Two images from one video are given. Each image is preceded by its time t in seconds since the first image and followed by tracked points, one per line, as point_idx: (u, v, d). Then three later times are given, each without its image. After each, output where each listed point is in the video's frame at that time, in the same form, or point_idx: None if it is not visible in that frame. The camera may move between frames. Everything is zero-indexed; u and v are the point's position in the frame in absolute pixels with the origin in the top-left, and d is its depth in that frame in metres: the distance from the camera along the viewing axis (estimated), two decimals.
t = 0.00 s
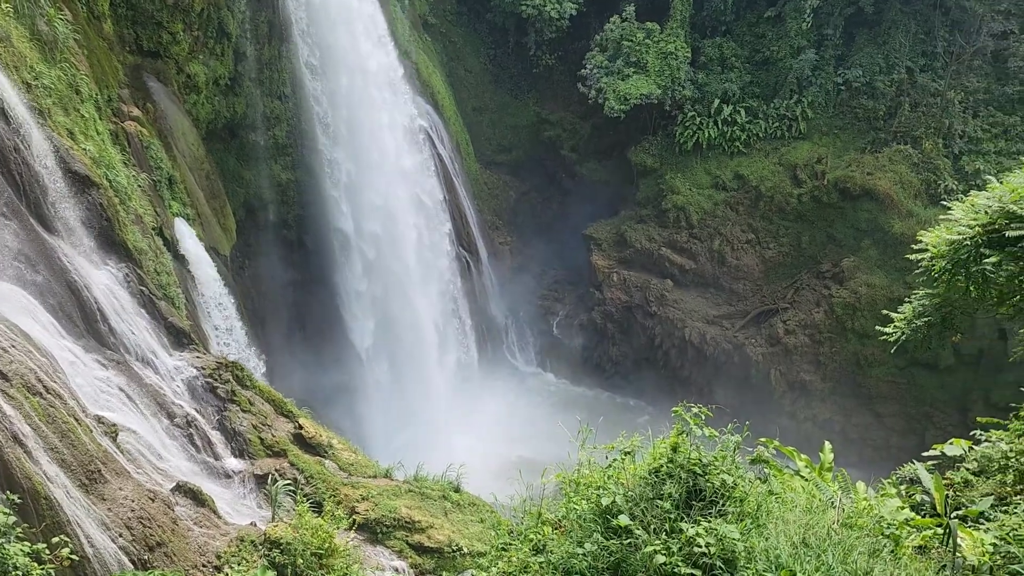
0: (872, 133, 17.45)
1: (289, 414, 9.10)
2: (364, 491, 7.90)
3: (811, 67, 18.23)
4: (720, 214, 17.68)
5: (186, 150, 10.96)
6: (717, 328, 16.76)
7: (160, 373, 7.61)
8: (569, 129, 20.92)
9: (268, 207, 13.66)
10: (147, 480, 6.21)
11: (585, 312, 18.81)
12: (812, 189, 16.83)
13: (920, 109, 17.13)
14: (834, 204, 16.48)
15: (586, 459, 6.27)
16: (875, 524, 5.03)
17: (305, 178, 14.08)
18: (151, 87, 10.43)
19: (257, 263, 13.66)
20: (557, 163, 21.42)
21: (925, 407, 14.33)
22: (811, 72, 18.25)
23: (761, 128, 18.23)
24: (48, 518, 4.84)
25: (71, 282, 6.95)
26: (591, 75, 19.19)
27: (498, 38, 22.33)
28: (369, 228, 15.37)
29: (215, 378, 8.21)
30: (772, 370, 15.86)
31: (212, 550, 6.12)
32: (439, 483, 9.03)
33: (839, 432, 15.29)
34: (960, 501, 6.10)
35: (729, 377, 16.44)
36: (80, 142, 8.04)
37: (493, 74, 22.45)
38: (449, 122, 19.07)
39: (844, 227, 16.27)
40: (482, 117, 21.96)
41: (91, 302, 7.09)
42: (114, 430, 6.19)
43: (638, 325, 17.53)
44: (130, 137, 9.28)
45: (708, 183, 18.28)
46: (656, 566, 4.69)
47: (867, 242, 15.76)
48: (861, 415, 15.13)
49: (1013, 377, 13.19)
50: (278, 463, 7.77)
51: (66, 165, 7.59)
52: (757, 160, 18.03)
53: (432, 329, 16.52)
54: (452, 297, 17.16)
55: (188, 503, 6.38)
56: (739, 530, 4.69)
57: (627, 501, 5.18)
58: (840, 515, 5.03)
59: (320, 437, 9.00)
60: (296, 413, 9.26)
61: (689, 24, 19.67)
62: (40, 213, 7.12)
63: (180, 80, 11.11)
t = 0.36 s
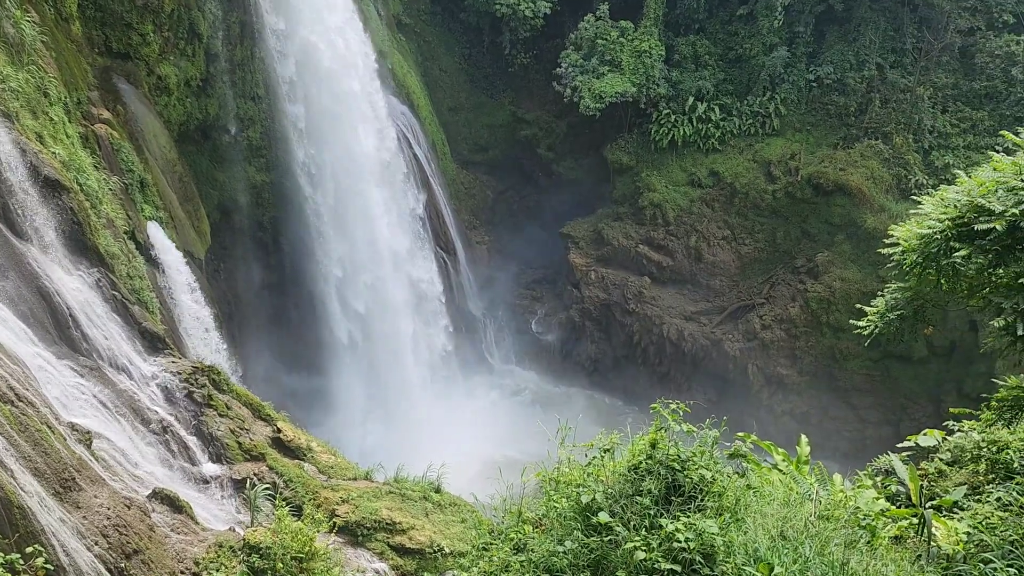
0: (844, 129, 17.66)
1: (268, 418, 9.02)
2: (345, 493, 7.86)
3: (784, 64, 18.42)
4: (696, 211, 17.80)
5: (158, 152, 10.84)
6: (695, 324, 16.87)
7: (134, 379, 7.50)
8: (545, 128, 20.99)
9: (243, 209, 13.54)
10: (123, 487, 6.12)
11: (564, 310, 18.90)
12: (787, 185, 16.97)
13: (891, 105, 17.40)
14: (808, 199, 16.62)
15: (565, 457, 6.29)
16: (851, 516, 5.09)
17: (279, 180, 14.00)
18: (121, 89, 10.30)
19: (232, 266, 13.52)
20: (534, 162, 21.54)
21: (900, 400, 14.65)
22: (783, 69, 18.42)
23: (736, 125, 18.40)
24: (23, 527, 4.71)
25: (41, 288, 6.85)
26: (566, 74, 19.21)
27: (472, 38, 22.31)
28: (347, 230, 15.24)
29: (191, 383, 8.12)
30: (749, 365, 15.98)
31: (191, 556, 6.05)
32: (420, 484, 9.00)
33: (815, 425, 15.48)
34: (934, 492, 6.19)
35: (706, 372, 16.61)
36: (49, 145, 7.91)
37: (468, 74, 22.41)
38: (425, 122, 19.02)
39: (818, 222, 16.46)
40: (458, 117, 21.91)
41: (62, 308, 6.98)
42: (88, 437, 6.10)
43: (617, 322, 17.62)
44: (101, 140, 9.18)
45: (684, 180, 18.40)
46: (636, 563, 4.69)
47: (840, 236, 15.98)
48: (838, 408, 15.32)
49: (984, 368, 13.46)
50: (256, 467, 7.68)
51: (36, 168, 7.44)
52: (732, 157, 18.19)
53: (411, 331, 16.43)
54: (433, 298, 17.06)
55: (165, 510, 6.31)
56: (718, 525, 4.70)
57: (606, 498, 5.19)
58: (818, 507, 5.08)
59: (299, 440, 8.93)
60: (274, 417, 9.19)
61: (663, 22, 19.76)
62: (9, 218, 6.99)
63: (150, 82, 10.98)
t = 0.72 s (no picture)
0: (827, 128, 17.79)
1: (255, 422, 8.97)
2: (333, 497, 7.82)
3: (767, 63, 18.45)
4: (682, 210, 17.87)
5: (141, 155, 10.79)
6: (682, 323, 16.92)
7: (119, 384, 7.44)
8: (531, 128, 21.04)
9: (227, 212, 13.47)
10: (108, 493, 6.06)
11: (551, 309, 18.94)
12: (772, 184, 17.05)
13: (873, 104, 17.59)
14: (792, 198, 16.76)
15: (554, 457, 6.29)
16: (838, 513, 5.11)
17: (264, 182, 13.92)
18: (103, 92, 10.23)
19: (216, 269, 13.40)
20: (521, 163, 21.54)
21: (884, 397, 14.75)
22: (766, 68, 18.47)
23: (720, 125, 18.43)
24: (6, 534, 4.61)
25: (24, 294, 6.79)
26: (551, 74, 19.23)
27: (457, 39, 22.29)
28: (331, 232, 15.23)
29: (177, 388, 8.07)
30: (736, 364, 16.03)
31: (178, 561, 6.01)
32: (408, 486, 8.98)
33: (802, 423, 15.53)
34: (920, 487, 6.24)
35: (693, 371, 16.68)
36: (31, 149, 7.84)
37: (453, 74, 22.39)
38: (410, 123, 18.99)
39: (802, 221, 16.56)
40: (443, 118, 21.88)
41: (46, 313, 6.92)
42: (73, 443, 6.05)
43: (604, 322, 17.68)
44: (83, 143, 9.13)
45: (670, 179, 18.46)
46: (625, 562, 4.69)
47: (824, 235, 16.11)
48: (824, 405, 15.42)
49: (967, 364, 13.62)
50: (243, 471, 7.63)
51: (18, 172, 7.35)
52: (717, 156, 18.24)
53: (394, 334, 16.46)
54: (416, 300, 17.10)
55: (151, 515, 6.27)
56: (706, 523, 4.71)
57: (595, 498, 5.20)
58: (804, 504, 5.11)
59: (286, 443, 8.88)
60: (261, 420, 9.14)
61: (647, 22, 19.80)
62: None
63: (133, 84, 10.92)
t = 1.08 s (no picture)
0: (822, 129, 17.83)
1: (251, 426, 8.95)
2: (329, 500, 7.81)
3: (761, 65, 18.49)
4: (676, 212, 17.89)
5: (136, 159, 10.80)
6: (677, 325, 16.92)
7: (114, 388, 7.42)
8: (526, 131, 21.06)
9: (222, 215, 13.45)
10: (104, 497, 6.06)
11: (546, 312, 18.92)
12: (766, 186, 17.17)
13: (868, 106, 17.60)
14: (787, 200, 16.80)
15: (550, 460, 6.28)
16: (834, 513, 5.10)
17: (259, 187, 13.93)
18: (98, 96, 10.24)
19: (212, 273, 13.35)
20: (517, 166, 21.55)
21: (880, 398, 14.77)
22: (760, 70, 18.46)
23: (715, 127, 18.48)
24: (1, 539, 4.60)
25: (20, 299, 6.79)
26: (546, 77, 19.24)
27: (451, 42, 22.26)
28: (327, 235, 15.18)
29: (172, 393, 8.06)
30: (731, 365, 16.00)
31: (174, 566, 5.99)
32: (404, 489, 8.97)
33: (798, 425, 15.52)
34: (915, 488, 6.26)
35: (688, 373, 16.68)
36: (25, 154, 7.84)
37: (447, 78, 22.38)
38: (405, 126, 19.00)
39: (797, 222, 16.59)
40: (438, 121, 21.89)
41: (41, 318, 6.91)
42: (69, 448, 6.04)
43: (600, 324, 17.67)
44: (78, 148, 9.14)
45: (665, 182, 18.49)
46: (622, 564, 4.69)
47: (819, 236, 16.15)
48: (820, 406, 15.43)
49: (963, 364, 13.68)
50: (240, 475, 7.61)
51: (13, 177, 7.35)
52: (712, 158, 18.29)
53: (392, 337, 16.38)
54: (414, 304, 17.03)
55: (148, 520, 6.25)
56: (703, 525, 4.69)
57: (591, 500, 5.19)
58: (801, 505, 5.11)
59: (283, 447, 8.87)
60: (257, 425, 9.11)
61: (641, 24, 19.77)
62: None
63: (127, 89, 10.92)
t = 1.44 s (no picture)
0: (824, 135, 17.84)
1: (253, 432, 8.95)
2: (331, 507, 7.80)
3: (764, 71, 18.52)
4: (679, 218, 17.91)
5: (139, 165, 10.82)
6: (680, 331, 16.91)
7: (117, 395, 7.42)
8: (528, 137, 21.10)
9: (225, 221, 13.46)
10: (107, 504, 6.05)
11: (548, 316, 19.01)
12: (768, 192, 17.22)
13: (870, 112, 17.60)
14: (790, 206, 16.84)
15: (553, 467, 6.25)
16: (838, 520, 5.09)
17: (261, 194, 13.93)
18: (101, 102, 10.27)
19: (213, 279, 13.35)
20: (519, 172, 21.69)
21: (882, 404, 14.73)
22: (762, 76, 18.51)
23: (717, 133, 18.52)
24: (3, 546, 4.61)
25: (23, 305, 6.80)
26: (549, 83, 19.26)
27: (453, 48, 22.28)
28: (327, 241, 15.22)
29: (175, 399, 8.07)
30: (734, 372, 15.97)
31: (176, 572, 5.94)
32: (407, 496, 8.95)
33: (801, 431, 15.48)
34: (919, 495, 6.24)
35: (691, 378, 16.67)
36: (29, 160, 7.86)
37: (450, 84, 22.41)
38: (407, 132, 19.03)
39: (800, 228, 16.62)
40: (440, 127, 21.92)
41: (44, 324, 6.91)
42: (72, 454, 6.04)
43: (603, 330, 17.67)
44: (81, 154, 9.16)
45: (667, 188, 18.51)
46: (625, 570, 4.68)
47: (822, 242, 16.16)
48: (823, 412, 15.40)
49: (967, 370, 13.66)
50: (242, 482, 7.60)
51: (16, 184, 7.38)
52: (714, 164, 18.33)
53: (393, 342, 16.37)
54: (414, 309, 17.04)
55: (149, 526, 6.23)
56: (706, 532, 4.69)
57: (594, 506, 5.18)
58: (804, 512, 5.09)
59: (285, 454, 8.87)
60: (259, 431, 9.10)
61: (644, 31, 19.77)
62: None
63: (131, 95, 10.95)
